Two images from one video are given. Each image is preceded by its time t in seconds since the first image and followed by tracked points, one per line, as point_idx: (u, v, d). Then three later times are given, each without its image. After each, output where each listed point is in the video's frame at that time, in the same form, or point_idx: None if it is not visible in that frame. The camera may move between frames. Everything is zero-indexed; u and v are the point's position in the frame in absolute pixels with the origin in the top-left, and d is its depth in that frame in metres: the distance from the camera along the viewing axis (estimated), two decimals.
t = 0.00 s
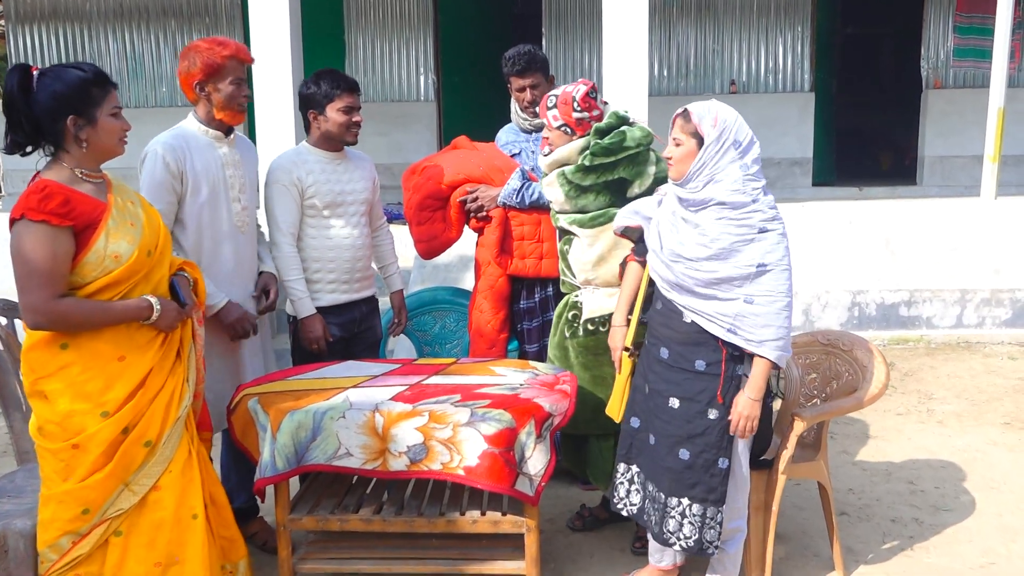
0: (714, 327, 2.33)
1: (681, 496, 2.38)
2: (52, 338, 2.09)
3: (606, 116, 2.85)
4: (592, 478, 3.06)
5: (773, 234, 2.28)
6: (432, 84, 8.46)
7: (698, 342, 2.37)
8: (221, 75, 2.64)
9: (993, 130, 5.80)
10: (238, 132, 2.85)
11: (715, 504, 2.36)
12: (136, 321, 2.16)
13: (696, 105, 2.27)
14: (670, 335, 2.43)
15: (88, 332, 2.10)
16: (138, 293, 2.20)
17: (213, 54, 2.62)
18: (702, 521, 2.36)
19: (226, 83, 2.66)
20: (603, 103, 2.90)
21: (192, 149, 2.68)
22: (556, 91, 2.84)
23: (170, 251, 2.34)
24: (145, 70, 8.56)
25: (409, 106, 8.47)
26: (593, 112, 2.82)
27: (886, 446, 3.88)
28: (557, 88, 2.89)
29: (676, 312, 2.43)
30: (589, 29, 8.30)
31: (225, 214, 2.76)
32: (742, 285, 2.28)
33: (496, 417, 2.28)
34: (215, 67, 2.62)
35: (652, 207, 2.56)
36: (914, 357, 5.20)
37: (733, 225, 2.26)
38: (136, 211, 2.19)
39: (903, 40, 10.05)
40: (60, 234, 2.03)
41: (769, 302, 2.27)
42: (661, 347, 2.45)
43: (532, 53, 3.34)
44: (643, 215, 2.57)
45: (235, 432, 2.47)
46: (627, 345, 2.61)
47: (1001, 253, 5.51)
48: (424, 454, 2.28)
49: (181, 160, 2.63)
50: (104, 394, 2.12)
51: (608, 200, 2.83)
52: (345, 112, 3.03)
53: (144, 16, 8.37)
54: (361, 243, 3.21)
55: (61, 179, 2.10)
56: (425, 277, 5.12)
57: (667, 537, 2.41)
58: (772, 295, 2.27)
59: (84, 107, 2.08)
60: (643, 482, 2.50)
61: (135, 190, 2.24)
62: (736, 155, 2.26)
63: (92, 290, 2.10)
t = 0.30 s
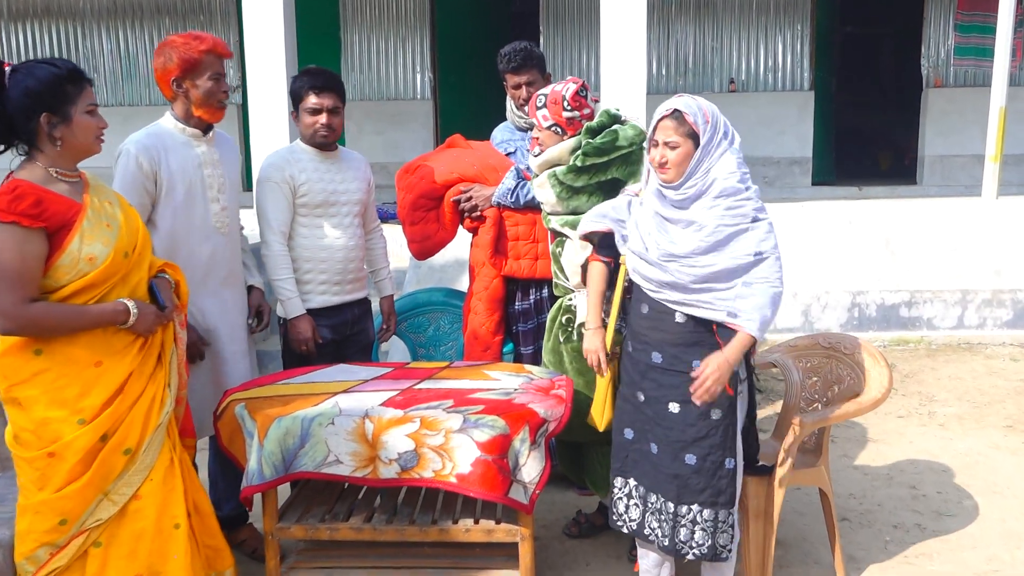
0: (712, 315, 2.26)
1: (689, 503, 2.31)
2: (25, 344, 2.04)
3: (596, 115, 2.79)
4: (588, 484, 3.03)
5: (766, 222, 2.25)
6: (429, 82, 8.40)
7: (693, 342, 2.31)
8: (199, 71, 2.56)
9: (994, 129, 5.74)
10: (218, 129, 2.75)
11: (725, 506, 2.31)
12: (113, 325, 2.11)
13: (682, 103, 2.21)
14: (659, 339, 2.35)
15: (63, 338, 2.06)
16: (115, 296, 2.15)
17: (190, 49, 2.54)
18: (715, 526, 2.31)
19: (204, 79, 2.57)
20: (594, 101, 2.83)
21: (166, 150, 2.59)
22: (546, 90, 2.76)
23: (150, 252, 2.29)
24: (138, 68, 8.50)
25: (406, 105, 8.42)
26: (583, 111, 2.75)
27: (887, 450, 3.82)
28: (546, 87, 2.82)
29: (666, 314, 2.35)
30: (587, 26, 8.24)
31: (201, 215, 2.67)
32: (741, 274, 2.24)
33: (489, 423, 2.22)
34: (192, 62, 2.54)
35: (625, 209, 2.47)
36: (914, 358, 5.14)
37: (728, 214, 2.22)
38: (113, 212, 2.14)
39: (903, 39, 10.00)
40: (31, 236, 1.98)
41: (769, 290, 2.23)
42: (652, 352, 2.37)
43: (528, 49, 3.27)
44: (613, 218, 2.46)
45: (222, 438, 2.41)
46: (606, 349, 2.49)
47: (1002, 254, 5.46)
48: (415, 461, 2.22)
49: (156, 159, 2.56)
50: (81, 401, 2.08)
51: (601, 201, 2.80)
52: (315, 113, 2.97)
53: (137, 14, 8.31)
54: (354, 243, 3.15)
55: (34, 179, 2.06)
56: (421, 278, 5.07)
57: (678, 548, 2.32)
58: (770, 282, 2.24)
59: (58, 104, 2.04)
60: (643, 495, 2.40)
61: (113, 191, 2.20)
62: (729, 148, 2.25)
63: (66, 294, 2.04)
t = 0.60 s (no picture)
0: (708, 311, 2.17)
1: (683, 512, 2.23)
2: None
3: (599, 113, 2.71)
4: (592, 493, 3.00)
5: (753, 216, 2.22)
6: (427, 82, 8.32)
7: (686, 346, 2.23)
8: (176, 71, 2.49)
9: (1001, 128, 5.65)
10: (195, 130, 2.67)
11: (718, 514, 2.25)
12: (84, 333, 2.04)
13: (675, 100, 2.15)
14: (651, 344, 2.25)
15: (31, 346, 1.98)
16: (84, 303, 2.08)
17: (165, 49, 2.47)
18: (707, 534, 2.24)
19: (182, 80, 2.50)
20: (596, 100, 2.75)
21: (139, 154, 2.51)
22: (546, 88, 2.70)
23: (124, 256, 2.22)
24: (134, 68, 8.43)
25: (404, 105, 8.35)
26: (586, 110, 2.69)
27: (894, 458, 3.73)
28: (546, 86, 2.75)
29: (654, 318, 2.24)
30: (586, 25, 8.14)
31: (175, 221, 2.58)
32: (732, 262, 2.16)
33: (479, 435, 2.13)
34: (167, 63, 2.47)
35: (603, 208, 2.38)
36: (920, 362, 5.04)
37: (717, 203, 2.17)
38: (84, 214, 2.07)
39: (907, 38, 9.90)
40: None
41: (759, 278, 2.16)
42: (641, 357, 2.27)
43: (523, 47, 3.17)
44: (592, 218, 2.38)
45: (203, 449, 2.32)
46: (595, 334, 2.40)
47: (1008, 256, 5.37)
48: (403, 475, 2.14)
49: (126, 164, 2.48)
50: (51, 411, 1.99)
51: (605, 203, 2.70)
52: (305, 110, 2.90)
53: (131, 13, 8.24)
54: (345, 247, 3.06)
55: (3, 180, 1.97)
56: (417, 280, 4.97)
57: (671, 559, 2.25)
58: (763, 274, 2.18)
59: (31, 104, 1.96)
60: (636, 505, 2.32)
61: (85, 192, 2.12)
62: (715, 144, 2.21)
63: (34, 301, 1.97)
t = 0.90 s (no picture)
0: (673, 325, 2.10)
1: (670, 528, 2.15)
2: None
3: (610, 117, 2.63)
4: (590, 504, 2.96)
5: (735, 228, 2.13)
6: (431, 84, 8.25)
7: (675, 358, 2.16)
8: (215, 90, 2.42)
9: (1012, 136, 5.56)
10: (219, 145, 2.59)
11: (706, 531, 2.17)
12: (65, 337, 1.98)
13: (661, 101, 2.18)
14: (640, 356, 2.20)
15: (10, 351, 1.91)
16: (66, 306, 2.01)
17: (207, 66, 2.40)
18: (695, 550, 2.17)
19: (220, 99, 2.43)
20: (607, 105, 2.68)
21: (156, 161, 2.46)
22: (558, 87, 2.61)
23: (107, 260, 2.16)
24: (136, 66, 8.40)
25: (407, 107, 8.29)
26: (597, 113, 2.60)
27: (900, 473, 3.64)
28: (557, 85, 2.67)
29: (643, 328, 2.21)
30: (592, 28, 8.07)
31: (183, 234, 2.51)
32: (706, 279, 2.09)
33: (470, 448, 2.06)
34: (207, 80, 2.41)
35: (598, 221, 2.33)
36: (927, 374, 4.95)
37: (693, 216, 2.09)
38: (67, 216, 2.01)
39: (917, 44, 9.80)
40: None
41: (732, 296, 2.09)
42: (630, 370, 2.21)
43: (524, 48, 3.12)
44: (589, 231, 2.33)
45: (187, 459, 2.26)
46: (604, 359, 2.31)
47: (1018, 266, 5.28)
48: (391, 488, 2.07)
49: (139, 169, 2.42)
50: (28, 419, 1.92)
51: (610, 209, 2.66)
52: (319, 112, 2.84)
53: (135, 12, 8.21)
54: (344, 253, 3.00)
55: None
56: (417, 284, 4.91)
57: None
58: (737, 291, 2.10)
59: (6, 102, 1.90)
60: (611, 524, 2.22)
61: (68, 193, 2.07)
62: (692, 150, 2.11)
63: (15, 302, 1.91)
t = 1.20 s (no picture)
0: (679, 343, 2.07)
1: (658, 538, 2.11)
2: None
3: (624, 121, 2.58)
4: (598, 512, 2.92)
5: (740, 236, 2.05)
6: (441, 87, 8.23)
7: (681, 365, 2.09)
8: (272, 105, 2.41)
9: None
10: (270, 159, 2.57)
11: (696, 544, 2.12)
12: (67, 344, 1.96)
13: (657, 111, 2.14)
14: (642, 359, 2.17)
15: (11, 357, 1.90)
16: (69, 313, 2.00)
17: (265, 81, 2.39)
18: (683, 564, 2.12)
19: (276, 114, 2.41)
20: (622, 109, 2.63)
21: (206, 167, 2.46)
22: (573, 89, 2.56)
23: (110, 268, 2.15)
24: (148, 71, 8.44)
25: (418, 110, 8.27)
26: (612, 117, 2.55)
27: (915, 482, 3.56)
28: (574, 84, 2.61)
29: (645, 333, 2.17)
30: (604, 31, 8.03)
31: (224, 245, 2.51)
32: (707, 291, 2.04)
33: (473, 458, 2.03)
34: (265, 94, 2.39)
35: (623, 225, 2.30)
36: (943, 381, 4.87)
37: (692, 227, 2.03)
38: (73, 222, 2.00)
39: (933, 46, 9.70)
40: None
41: (736, 307, 2.03)
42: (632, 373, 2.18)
43: (531, 52, 3.08)
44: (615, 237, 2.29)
45: (188, 468, 2.24)
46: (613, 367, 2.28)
47: None
48: (393, 498, 2.04)
49: (189, 176, 2.43)
50: (28, 425, 1.91)
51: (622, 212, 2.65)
52: (329, 119, 2.83)
53: (148, 17, 8.26)
54: (355, 257, 2.99)
55: None
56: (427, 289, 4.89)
57: None
58: (742, 302, 2.04)
59: (8, 107, 1.88)
60: (607, 527, 2.21)
61: (73, 199, 2.06)
62: (684, 157, 2.04)
63: (18, 306, 1.89)
